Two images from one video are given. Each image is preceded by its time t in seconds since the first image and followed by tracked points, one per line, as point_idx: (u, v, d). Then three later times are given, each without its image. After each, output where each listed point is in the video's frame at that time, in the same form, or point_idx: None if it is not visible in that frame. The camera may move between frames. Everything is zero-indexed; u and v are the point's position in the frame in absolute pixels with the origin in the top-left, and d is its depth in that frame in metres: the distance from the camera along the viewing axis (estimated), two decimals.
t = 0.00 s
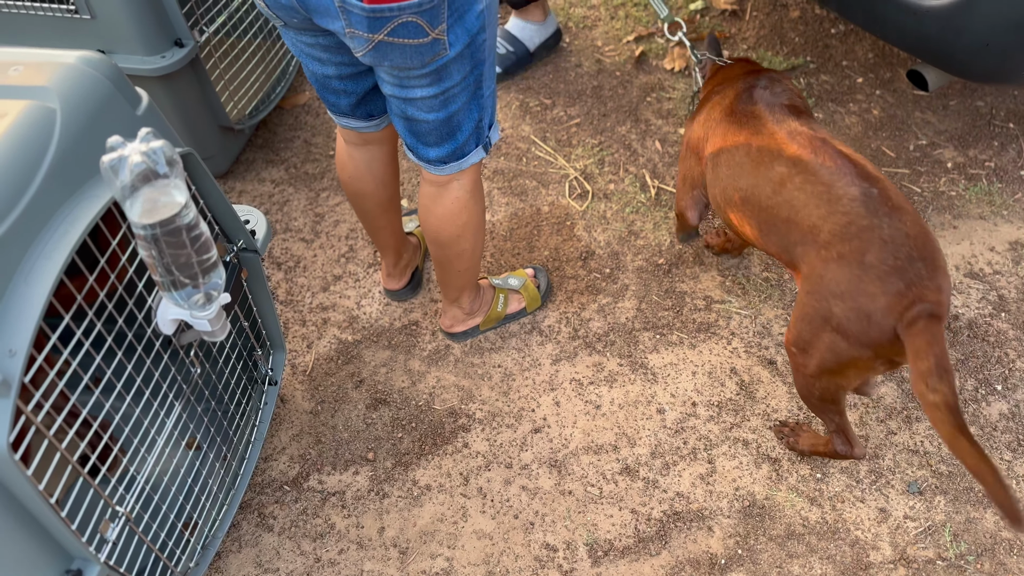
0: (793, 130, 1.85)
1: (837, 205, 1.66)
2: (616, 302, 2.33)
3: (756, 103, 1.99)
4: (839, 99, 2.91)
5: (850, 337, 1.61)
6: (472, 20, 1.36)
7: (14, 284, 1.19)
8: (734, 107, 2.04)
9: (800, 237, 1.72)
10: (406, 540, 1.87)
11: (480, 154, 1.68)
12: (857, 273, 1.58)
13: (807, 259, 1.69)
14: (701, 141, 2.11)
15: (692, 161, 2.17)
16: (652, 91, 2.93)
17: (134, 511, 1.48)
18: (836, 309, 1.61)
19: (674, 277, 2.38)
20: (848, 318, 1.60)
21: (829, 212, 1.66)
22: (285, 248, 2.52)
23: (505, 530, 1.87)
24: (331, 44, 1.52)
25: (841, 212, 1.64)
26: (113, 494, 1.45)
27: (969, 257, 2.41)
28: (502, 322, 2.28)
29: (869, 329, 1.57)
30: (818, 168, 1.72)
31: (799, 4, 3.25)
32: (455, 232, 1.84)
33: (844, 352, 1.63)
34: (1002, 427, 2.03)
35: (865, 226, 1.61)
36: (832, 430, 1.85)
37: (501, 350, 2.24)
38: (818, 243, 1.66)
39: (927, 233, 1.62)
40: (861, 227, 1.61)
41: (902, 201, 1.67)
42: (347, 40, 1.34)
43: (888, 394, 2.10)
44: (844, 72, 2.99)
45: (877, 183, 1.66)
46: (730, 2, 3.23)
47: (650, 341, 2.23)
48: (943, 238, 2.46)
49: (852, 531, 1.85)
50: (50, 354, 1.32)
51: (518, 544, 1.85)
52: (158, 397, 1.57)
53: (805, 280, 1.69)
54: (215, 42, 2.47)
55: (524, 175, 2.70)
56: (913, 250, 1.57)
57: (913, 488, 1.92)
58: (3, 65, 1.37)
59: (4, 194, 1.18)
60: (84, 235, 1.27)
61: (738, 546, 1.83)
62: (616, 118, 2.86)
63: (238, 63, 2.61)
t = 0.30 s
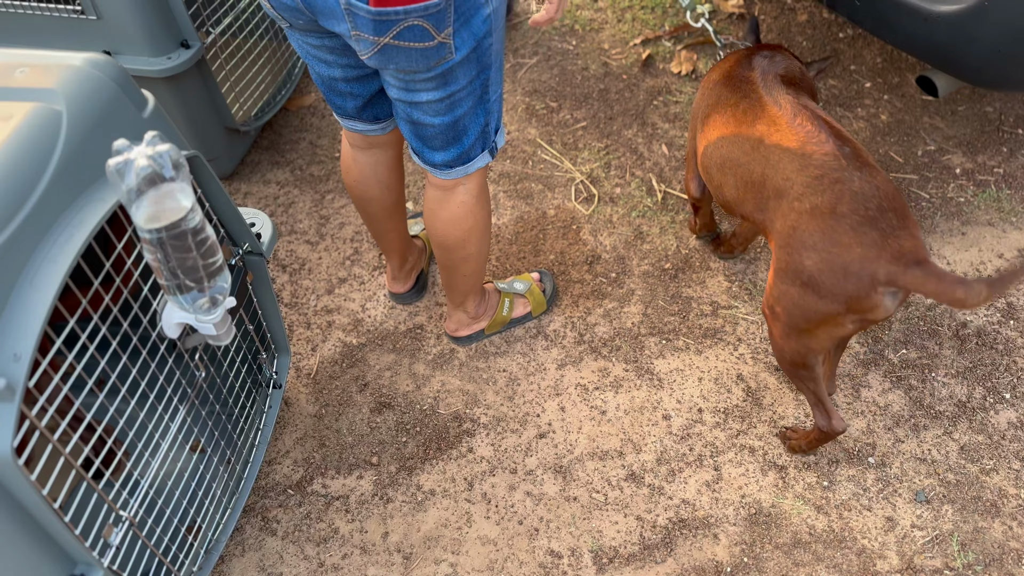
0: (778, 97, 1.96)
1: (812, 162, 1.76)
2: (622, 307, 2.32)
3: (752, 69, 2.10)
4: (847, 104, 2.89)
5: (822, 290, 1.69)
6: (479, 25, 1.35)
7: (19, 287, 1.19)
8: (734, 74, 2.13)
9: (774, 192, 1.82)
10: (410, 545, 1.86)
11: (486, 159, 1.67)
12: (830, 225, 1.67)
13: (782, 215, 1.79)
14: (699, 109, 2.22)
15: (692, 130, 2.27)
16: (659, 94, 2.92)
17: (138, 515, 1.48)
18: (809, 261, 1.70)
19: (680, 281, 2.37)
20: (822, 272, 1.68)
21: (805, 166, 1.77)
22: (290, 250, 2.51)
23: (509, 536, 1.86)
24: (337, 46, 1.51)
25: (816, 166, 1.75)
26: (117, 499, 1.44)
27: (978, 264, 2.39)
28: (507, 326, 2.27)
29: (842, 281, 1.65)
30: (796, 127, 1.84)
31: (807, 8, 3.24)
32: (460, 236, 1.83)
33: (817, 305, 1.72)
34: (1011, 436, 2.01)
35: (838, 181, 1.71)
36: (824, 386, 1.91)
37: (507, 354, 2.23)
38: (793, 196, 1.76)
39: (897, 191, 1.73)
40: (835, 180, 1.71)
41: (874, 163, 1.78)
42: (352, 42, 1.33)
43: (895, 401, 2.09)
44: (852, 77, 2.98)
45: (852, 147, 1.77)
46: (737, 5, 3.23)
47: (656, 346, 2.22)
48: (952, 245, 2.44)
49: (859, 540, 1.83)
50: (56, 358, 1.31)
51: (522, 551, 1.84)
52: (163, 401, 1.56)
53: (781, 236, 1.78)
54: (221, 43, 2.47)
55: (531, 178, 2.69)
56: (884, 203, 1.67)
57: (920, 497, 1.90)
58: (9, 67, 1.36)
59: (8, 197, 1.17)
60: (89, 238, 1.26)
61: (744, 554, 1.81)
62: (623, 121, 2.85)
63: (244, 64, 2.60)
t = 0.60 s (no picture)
0: (774, 96, 2.06)
1: (786, 160, 1.86)
2: (629, 312, 2.31)
3: (751, 66, 2.20)
4: (856, 109, 2.88)
5: (754, 280, 1.81)
6: (495, 29, 1.35)
7: (28, 292, 1.19)
8: (731, 72, 2.23)
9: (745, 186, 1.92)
10: (416, 551, 1.86)
11: (495, 164, 1.66)
12: (778, 225, 1.77)
13: (740, 204, 1.89)
14: (695, 97, 2.32)
15: (684, 116, 2.38)
16: (668, 98, 2.92)
17: (145, 520, 1.47)
18: (751, 252, 1.80)
19: (688, 287, 2.37)
20: (759, 264, 1.79)
21: (776, 166, 1.87)
22: (297, 252, 2.51)
23: (516, 542, 1.86)
24: (350, 51, 1.51)
25: (785, 168, 1.84)
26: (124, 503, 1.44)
27: (988, 271, 2.38)
28: (515, 331, 2.27)
29: (773, 276, 1.77)
30: (781, 130, 1.95)
31: (816, 13, 3.24)
32: (469, 241, 1.82)
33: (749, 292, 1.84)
34: (1021, 446, 2.00)
35: (799, 185, 1.80)
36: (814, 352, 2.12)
37: (513, 359, 2.23)
38: (755, 191, 1.86)
39: (856, 205, 1.79)
40: (797, 184, 1.79)
41: (845, 175, 1.84)
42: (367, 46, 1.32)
43: (904, 410, 2.07)
44: (861, 82, 2.97)
45: (827, 153, 1.86)
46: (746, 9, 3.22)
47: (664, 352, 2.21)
48: (962, 252, 2.43)
49: (867, 549, 1.82)
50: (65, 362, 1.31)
51: (529, 557, 1.83)
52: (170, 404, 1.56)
53: (733, 224, 1.87)
54: (230, 46, 2.47)
55: (538, 182, 2.69)
56: (835, 216, 1.74)
57: (929, 507, 1.89)
58: (20, 71, 1.37)
59: (18, 201, 1.17)
60: (99, 242, 1.26)
61: (751, 562, 1.80)
62: (631, 125, 2.85)
63: (252, 66, 2.60)
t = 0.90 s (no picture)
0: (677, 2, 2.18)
1: (695, 64, 2.04)
2: (639, 317, 2.30)
3: None
4: (869, 115, 2.87)
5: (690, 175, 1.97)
6: (515, 33, 1.35)
7: (43, 293, 1.19)
8: None
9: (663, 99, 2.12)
10: (425, 554, 1.86)
11: (509, 168, 1.66)
12: (694, 118, 1.97)
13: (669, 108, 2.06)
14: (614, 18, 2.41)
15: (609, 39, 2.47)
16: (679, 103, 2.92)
17: (155, 521, 1.48)
18: (681, 151, 1.99)
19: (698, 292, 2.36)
20: (695, 160, 1.96)
21: (688, 68, 2.05)
22: (308, 254, 2.52)
23: (524, 547, 1.85)
24: (368, 54, 1.51)
25: (696, 65, 2.03)
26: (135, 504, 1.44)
27: (1001, 279, 2.36)
28: (525, 335, 2.27)
29: (703, 168, 1.94)
30: (687, 34, 2.10)
31: (829, 18, 3.23)
32: (481, 245, 1.82)
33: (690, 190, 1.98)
34: None
35: (705, 81, 1.99)
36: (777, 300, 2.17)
37: (523, 363, 2.22)
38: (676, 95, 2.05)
39: (757, 93, 2.00)
40: (706, 82, 1.99)
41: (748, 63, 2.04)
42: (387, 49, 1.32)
43: (916, 418, 2.06)
44: (874, 88, 2.95)
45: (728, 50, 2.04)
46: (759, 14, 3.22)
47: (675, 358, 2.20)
48: (975, 260, 2.41)
49: (878, 558, 1.81)
50: (79, 362, 1.32)
51: (537, 562, 1.83)
52: (182, 405, 1.56)
53: (669, 131, 2.04)
54: (243, 47, 2.47)
55: (549, 185, 2.69)
56: (741, 101, 1.95)
57: (941, 516, 1.87)
58: (37, 72, 1.37)
59: (32, 202, 1.18)
60: (113, 243, 1.26)
61: (761, 570, 1.79)
62: (642, 130, 2.85)
63: (265, 67, 2.61)
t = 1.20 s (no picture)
0: None
1: None
2: (652, 323, 2.30)
3: None
4: (884, 123, 2.85)
5: (649, 49, 2.22)
6: (537, 33, 1.36)
7: (61, 293, 1.20)
8: None
9: None
10: (434, 558, 1.85)
11: (525, 169, 1.66)
12: None
13: None
14: None
15: None
16: (693, 109, 2.93)
17: (168, 520, 1.48)
18: (642, 26, 2.19)
19: (711, 299, 2.35)
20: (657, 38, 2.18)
21: None
22: (321, 255, 2.52)
23: (534, 553, 1.85)
24: (388, 55, 1.52)
25: None
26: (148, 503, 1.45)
27: (1017, 290, 2.34)
28: (537, 339, 2.26)
29: (663, 43, 2.18)
30: None
31: (844, 25, 3.22)
32: (497, 246, 1.82)
33: (644, 59, 2.26)
34: None
35: None
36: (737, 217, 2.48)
37: (534, 367, 2.22)
38: None
39: None
40: None
41: None
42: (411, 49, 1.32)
43: (930, 429, 2.04)
44: (889, 96, 2.94)
45: None
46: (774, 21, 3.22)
47: (687, 364, 2.20)
48: (990, 270, 2.39)
49: (890, 569, 1.79)
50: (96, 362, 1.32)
51: (547, 568, 1.82)
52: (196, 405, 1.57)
53: (632, 10, 2.21)
54: (259, 49, 2.48)
55: (562, 190, 2.69)
56: None
57: (954, 528, 1.85)
58: (57, 72, 1.38)
59: (52, 203, 1.18)
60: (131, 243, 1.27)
61: None
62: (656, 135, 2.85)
63: (281, 69, 2.62)
